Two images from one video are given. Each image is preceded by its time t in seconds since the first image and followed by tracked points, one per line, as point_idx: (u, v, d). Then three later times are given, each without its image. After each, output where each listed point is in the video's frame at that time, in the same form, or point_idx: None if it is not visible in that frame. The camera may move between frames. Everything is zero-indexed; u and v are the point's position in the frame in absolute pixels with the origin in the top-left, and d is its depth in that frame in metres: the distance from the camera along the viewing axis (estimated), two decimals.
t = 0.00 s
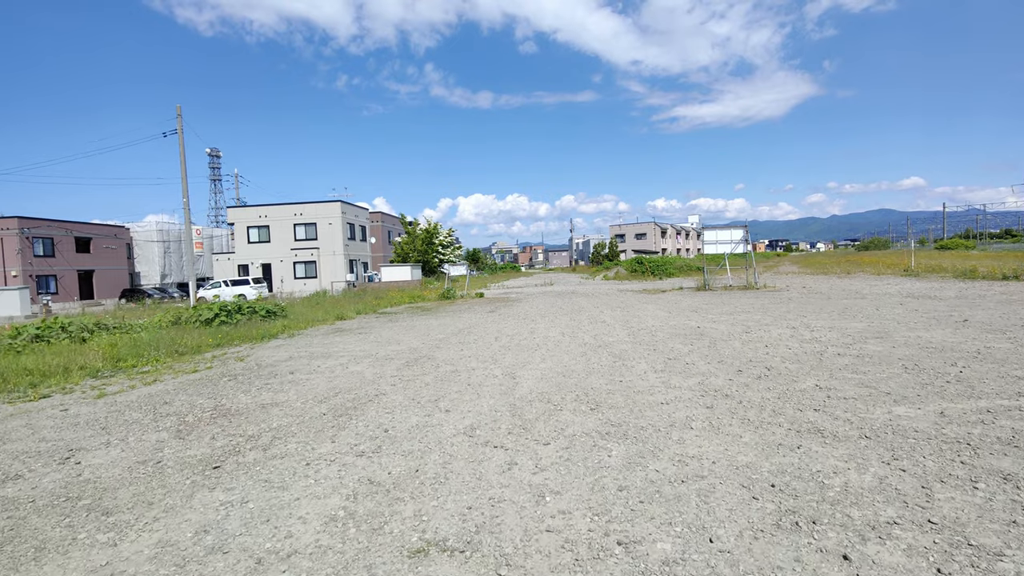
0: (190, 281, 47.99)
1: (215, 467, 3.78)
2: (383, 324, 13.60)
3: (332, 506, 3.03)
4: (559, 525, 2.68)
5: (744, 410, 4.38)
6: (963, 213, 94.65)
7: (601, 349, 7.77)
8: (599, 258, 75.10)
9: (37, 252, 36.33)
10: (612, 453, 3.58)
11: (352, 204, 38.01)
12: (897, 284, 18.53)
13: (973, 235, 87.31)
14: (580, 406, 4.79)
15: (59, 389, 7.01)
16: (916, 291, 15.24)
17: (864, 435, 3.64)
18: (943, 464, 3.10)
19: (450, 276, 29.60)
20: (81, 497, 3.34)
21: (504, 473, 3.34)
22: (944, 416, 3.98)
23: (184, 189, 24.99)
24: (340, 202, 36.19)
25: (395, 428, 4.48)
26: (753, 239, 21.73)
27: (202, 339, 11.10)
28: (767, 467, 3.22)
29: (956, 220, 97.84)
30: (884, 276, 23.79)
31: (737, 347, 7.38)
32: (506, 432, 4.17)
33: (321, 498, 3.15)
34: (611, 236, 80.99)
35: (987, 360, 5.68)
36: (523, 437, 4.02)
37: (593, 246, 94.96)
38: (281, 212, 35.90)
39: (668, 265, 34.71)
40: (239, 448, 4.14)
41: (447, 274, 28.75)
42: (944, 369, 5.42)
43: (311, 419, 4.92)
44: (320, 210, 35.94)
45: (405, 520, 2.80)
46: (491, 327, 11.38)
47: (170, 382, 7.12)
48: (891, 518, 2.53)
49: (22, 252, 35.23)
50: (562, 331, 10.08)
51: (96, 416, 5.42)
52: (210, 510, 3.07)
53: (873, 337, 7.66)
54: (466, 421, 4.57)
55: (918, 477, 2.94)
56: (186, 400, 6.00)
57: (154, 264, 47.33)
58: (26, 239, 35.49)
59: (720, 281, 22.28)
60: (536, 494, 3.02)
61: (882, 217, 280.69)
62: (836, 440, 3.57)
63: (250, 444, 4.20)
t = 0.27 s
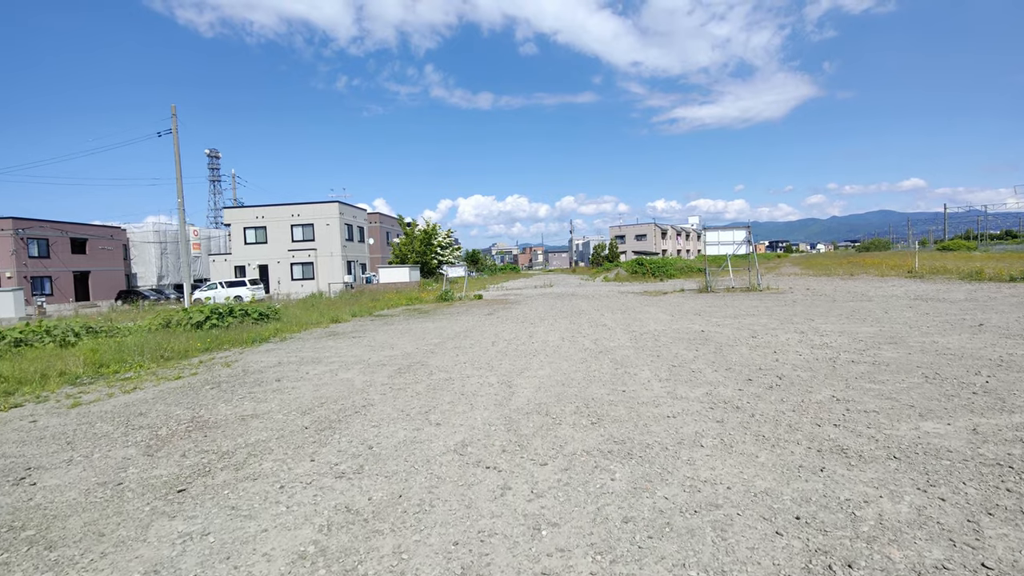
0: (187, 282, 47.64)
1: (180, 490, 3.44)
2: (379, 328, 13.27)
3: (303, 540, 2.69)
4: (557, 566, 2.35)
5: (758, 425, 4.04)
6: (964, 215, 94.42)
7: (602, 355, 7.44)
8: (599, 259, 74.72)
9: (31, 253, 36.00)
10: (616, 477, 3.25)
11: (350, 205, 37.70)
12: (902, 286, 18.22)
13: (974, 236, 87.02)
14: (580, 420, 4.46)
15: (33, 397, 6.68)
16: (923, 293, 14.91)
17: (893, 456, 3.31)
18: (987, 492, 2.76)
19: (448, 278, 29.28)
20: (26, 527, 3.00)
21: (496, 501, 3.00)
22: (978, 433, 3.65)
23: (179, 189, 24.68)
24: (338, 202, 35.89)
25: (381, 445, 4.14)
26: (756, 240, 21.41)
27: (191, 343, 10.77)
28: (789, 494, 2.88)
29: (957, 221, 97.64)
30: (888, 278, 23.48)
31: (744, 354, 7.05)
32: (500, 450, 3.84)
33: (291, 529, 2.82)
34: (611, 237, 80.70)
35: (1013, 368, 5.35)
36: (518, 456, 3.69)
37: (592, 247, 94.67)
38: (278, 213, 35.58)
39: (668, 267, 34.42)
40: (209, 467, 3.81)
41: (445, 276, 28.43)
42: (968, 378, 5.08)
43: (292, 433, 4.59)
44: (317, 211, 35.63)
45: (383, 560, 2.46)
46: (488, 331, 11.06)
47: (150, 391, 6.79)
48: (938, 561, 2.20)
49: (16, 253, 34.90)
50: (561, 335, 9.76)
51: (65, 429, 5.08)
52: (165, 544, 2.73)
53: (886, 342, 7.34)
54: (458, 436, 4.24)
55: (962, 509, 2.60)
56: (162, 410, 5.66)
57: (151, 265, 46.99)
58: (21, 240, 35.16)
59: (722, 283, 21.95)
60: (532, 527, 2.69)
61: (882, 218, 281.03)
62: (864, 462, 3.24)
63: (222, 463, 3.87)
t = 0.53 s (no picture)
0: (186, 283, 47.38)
1: (144, 510, 3.14)
2: (376, 329, 12.97)
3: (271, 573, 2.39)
4: None
5: (775, 437, 3.74)
6: (967, 216, 94.00)
7: (605, 359, 7.14)
8: (600, 260, 74.44)
9: (29, 254, 35.75)
10: (623, 497, 2.95)
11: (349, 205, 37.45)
12: (909, 287, 17.90)
13: (977, 237, 86.69)
14: (583, 430, 4.16)
15: (10, 403, 6.39)
16: (931, 294, 14.59)
17: (928, 474, 3.00)
18: None
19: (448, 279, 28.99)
20: None
21: (490, 525, 2.70)
22: (1018, 447, 3.33)
23: (176, 189, 24.43)
24: (337, 202, 35.63)
25: (368, 457, 3.84)
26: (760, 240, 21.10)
27: (182, 345, 10.48)
28: (818, 518, 2.58)
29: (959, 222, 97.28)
30: (894, 279, 23.17)
31: (753, 357, 6.75)
32: (496, 465, 3.53)
33: (260, 559, 2.52)
34: (612, 238, 80.43)
35: None
36: (516, 472, 3.38)
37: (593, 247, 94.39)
38: (277, 213, 35.32)
39: (670, 268, 34.14)
40: (180, 483, 3.51)
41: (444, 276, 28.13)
42: (996, 384, 4.77)
43: (274, 443, 4.28)
44: (317, 211, 35.37)
45: None
46: (487, 333, 10.75)
47: (132, 396, 6.48)
48: None
49: (14, 254, 34.66)
50: (562, 337, 9.45)
51: (34, 438, 4.78)
52: None
53: (902, 345, 7.03)
54: (451, 448, 3.93)
55: (1019, 540, 2.29)
56: (141, 417, 5.36)
57: (149, 266, 46.74)
58: (18, 240, 34.91)
59: (725, 284, 21.63)
60: (529, 559, 2.39)
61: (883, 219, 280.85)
62: (897, 481, 2.93)
63: (194, 478, 3.57)
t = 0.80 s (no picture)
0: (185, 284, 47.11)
1: (100, 542, 2.83)
2: (372, 332, 12.66)
3: None
4: None
5: (797, 458, 3.42)
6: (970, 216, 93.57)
7: (608, 366, 6.83)
8: (601, 261, 74.15)
9: (26, 254, 35.51)
10: (633, 530, 2.63)
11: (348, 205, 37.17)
12: (917, 289, 17.58)
13: (980, 237, 86.28)
14: (586, 448, 3.84)
15: None
16: (941, 296, 14.27)
17: (974, 505, 2.68)
18: None
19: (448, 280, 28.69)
20: None
21: (483, 566, 2.38)
22: None
23: (172, 189, 24.15)
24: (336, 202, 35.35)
25: (353, 478, 3.53)
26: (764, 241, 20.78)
27: (171, 350, 10.18)
28: (858, 561, 2.26)
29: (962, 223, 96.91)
30: (900, 280, 22.85)
31: (764, 364, 6.43)
32: (491, 489, 3.22)
33: None
34: (614, 238, 80.12)
35: None
36: (512, 498, 3.07)
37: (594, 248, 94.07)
38: (276, 213, 35.04)
39: (673, 268, 33.83)
40: (144, 509, 3.20)
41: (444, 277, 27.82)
42: None
43: (253, 461, 3.97)
44: (316, 211, 35.09)
45: None
46: (486, 337, 10.43)
47: (112, 405, 6.18)
48: None
49: (11, 255, 34.42)
50: (563, 342, 9.14)
51: None
52: None
53: (919, 351, 6.71)
54: (443, 468, 3.62)
55: None
56: (117, 430, 5.05)
57: (148, 266, 46.48)
58: (15, 241, 34.68)
59: (729, 285, 21.30)
60: None
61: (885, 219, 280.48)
62: (940, 512, 2.62)
63: (160, 503, 3.26)
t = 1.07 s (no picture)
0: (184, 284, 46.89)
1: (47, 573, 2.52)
2: (369, 334, 12.37)
3: None
4: None
5: (824, 475, 3.11)
6: (974, 217, 93.13)
7: (613, 370, 6.53)
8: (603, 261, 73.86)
9: (24, 254, 35.30)
10: (647, 563, 2.31)
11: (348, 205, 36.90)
12: (925, 289, 17.28)
13: (984, 238, 85.86)
14: (591, 462, 3.53)
15: None
16: (951, 296, 13.97)
17: None
18: None
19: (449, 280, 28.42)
20: None
21: None
22: None
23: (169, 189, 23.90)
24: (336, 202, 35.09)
25: (336, 496, 3.23)
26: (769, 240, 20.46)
27: (161, 352, 9.88)
28: None
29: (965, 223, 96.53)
30: (907, 280, 22.54)
31: (777, 368, 6.13)
32: (487, 510, 2.91)
33: None
34: (615, 238, 79.85)
35: None
36: (511, 523, 2.76)
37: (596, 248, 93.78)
38: (276, 213, 34.79)
39: (675, 268, 33.53)
40: (103, 533, 2.89)
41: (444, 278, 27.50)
42: None
43: (231, 475, 3.67)
44: (315, 211, 34.83)
45: None
46: (486, 339, 10.12)
47: (92, 411, 5.89)
48: None
49: (9, 255, 34.21)
50: (565, 344, 8.83)
51: None
52: None
53: (939, 355, 6.40)
54: (436, 484, 3.32)
55: None
56: (92, 439, 4.76)
57: (148, 266, 46.27)
58: (13, 241, 34.46)
59: (733, 286, 20.97)
60: None
61: (887, 220, 279.91)
62: (997, 543, 2.30)
63: (122, 526, 2.95)
